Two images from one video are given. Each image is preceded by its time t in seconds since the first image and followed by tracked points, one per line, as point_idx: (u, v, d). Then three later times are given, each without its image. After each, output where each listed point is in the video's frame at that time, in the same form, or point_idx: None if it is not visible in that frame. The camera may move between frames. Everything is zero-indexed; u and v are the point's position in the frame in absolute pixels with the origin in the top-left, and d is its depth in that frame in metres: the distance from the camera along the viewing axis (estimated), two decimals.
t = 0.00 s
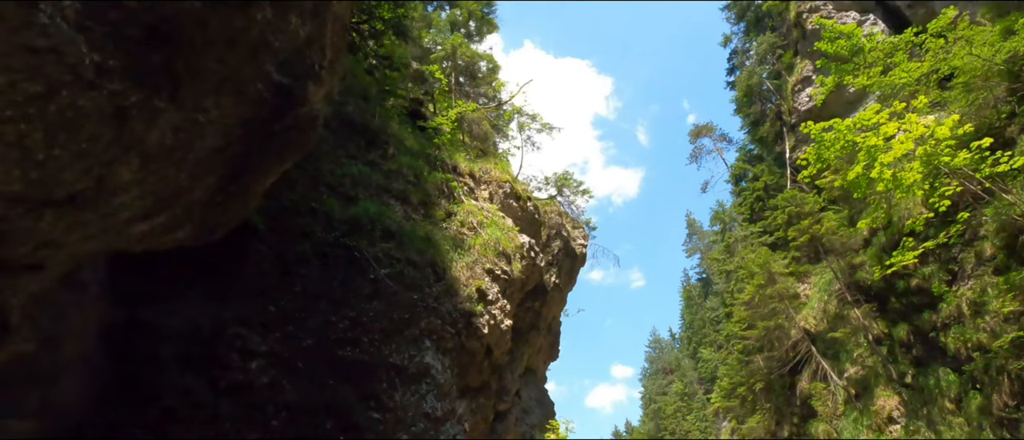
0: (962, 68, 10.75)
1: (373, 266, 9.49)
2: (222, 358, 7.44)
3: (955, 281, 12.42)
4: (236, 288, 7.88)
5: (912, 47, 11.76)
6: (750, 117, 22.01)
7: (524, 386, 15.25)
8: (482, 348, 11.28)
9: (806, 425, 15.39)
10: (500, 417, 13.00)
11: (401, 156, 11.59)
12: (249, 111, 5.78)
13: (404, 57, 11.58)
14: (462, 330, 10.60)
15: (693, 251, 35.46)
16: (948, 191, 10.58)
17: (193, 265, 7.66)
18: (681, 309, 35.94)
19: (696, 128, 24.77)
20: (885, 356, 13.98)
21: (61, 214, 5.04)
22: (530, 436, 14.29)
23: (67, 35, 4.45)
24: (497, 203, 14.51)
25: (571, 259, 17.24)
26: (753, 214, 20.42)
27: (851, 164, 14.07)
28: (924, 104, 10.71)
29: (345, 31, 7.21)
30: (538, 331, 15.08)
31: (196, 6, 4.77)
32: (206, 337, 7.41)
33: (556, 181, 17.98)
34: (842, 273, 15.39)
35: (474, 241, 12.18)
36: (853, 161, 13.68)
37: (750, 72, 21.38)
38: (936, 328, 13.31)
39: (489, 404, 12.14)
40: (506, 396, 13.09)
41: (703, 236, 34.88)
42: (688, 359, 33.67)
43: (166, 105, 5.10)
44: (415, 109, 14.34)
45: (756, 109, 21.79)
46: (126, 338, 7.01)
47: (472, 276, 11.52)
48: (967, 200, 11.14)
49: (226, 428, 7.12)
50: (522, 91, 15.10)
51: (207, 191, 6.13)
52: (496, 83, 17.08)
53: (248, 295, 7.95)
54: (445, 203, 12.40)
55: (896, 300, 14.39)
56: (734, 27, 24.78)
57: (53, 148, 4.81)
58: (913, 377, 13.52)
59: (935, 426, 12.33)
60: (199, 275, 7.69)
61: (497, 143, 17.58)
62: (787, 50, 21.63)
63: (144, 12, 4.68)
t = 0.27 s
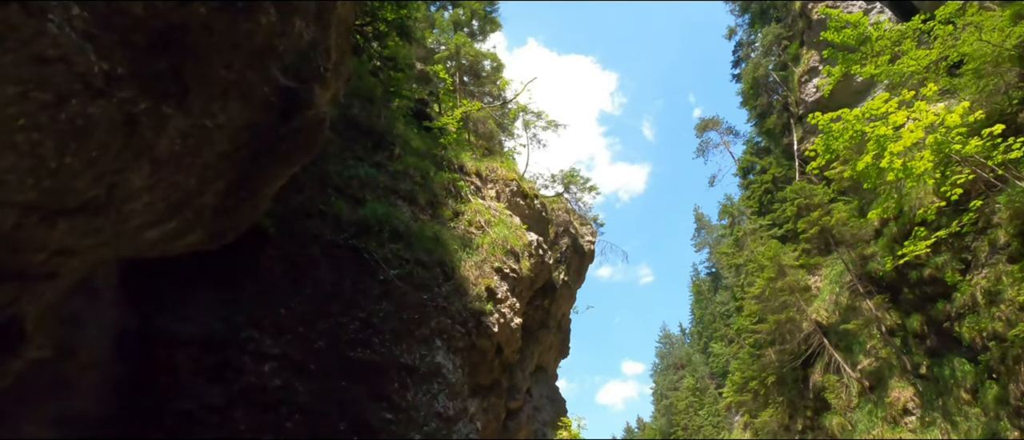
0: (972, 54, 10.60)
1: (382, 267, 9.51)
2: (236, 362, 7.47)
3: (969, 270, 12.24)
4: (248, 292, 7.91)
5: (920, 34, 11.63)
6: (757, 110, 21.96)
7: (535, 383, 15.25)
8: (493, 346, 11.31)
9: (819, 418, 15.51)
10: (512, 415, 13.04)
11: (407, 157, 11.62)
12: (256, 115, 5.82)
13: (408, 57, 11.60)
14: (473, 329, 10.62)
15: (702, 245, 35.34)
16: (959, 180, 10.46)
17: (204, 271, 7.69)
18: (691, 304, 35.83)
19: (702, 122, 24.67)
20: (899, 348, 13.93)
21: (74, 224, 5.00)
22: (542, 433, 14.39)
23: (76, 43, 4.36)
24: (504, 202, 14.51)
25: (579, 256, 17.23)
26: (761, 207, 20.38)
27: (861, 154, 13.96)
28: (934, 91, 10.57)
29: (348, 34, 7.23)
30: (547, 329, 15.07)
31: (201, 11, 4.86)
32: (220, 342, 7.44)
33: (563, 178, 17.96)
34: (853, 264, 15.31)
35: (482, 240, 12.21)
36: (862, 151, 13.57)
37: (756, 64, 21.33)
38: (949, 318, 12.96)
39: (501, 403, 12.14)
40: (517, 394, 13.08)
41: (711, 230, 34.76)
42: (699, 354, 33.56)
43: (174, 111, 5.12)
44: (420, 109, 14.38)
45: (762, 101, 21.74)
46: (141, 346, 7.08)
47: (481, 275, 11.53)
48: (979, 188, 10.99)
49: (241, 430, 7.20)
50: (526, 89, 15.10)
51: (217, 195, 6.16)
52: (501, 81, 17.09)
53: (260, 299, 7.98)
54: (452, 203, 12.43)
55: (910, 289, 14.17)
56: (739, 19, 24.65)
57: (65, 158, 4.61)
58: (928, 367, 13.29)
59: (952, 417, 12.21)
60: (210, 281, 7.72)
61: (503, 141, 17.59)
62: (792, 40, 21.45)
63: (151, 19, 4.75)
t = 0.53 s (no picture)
0: (980, 44, 10.50)
1: (390, 269, 9.52)
2: (247, 366, 7.56)
3: (980, 262, 12.10)
4: (258, 297, 7.99)
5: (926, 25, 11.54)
6: (762, 104, 21.80)
7: (545, 383, 15.22)
8: (502, 346, 11.29)
9: (831, 413, 15.50)
10: (522, 415, 13.08)
11: (412, 159, 11.64)
12: (263, 120, 5.84)
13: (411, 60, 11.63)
14: (482, 329, 10.60)
15: (709, 242, 35.22)
16: (969, 171, 10.36)
17: (212, 276, 7.76)
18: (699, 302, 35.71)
19: (707, 118, 24.58)
20: (910, 342, 13.91)
21: (87, 231, 5.06)
22: (553, 433, 14.36)
23: (84, 52, 4.41)
24: (510, 202, 14.51)
25: (586, 255, 17.20)
26: (769, 203, 20.30)
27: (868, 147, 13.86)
28: (941, 82, 10.50)
29: (352, 37, 7.25)
30: (556, 328, 15.04)
31: (207, 18, 4.93)
32: (230, 346, 7.56)
33: (568, 177, 17.94)
34: (863, 259, 15.18)
35: (489, 240, 12.21)
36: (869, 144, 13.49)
37: (760, 59, 21.17)
38: (961, 311, 12.84)
39: (510, 403, 12.13)
40: (527, 394, 13.04)
41: (718, 227, 34.65)
42: (708, 351, 33.43)
43: (182, 118, 5.16)
44: (425, 112, 14.40)
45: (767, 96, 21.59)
46: (152, 353, 7.14)
47: (489, 275, 11.53)
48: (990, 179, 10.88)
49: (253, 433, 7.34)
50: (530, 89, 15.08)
51: (226, 201, 6.19)
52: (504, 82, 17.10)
53: (271, 303, 8.06)
54: (458, 204, 12.44)
55: (920, 283, 14.10)
56: (742, 14, 24.54)
57: (76, 166, 4.65)
58: (941, 361, 13.16)
59: (966, 411, 12.10)
60: (219, 286, 7.80)
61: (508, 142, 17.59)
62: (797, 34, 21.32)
63: (159, 27, 4.80)
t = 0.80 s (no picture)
0: (990, 30, 10.36)
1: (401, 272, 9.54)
2: (262, 371, 7.64)
3: (995, 251, 11.95)
4: (271, 303, 8.03)
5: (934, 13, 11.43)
6: (768, 98, 21.47)
7: (557, 383, 15.21)
8: (513, 347, 11.29)
9: (846, 407, 15.45)
10: (535, 416, 13.00)
11: (419, 162, 11.67)
12: (272, 127, 5.92)
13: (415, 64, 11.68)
14: (492, 330, 10.60)
15: (719, 237, 35.08)
16: (980, 159, 10.24)
17: (226, 283, 7.85)
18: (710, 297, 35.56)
19: (713, 113, 24.48)
20: (925, 333, 13.70)
21: (102, 242, 5.13)
22: (568, 433, 14.29)
23: (97, 65, 4.40)
24: (518, 203, 14.51)
25: (596, 253, 17.18)
26: (777, 196, 20.19)
27: (878, 137, 13.75)
28: (950, 70, 10.40)
29: (357, 42, 7.29)
30: (567, 328, 15.02)
31: (215, 28, 4.99)
32: (244, 351, 7.65)
33: (575, 176, 17.92)
34: (877, 250, 15.01)
35: (498, 241, 12.22)
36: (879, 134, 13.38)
37: (767, 51, 20.87)
38: (977, 301, 12.66)
39: (523, 403, 12.12)
40: (539, 394, 12.99)
41: (727, 222, 34.51)
42: (720, 347, 33.26)
43: (194, 128, 5.22)
44: (431, 114, 14.45)
45: (773, 89, 21.28)
46: (169, 358, 7.46)
47: (499, 276, 11.54)
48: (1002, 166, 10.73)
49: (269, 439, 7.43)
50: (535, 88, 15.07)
51: (238, 208, 6.24)
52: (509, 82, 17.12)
53: (283, 309, 8.09)
54: (467, 206, 12.47)
55: (933, 274, 13.76)
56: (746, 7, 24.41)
57: (92, 178, 4.70)
58: (957, 352, 13.04)
59: (984, 402, 11.95)
60: (232, 293, 7.87)
61: (514, 142, 17.60)
62: (802, 26, 21.19)
63: (168, 38, 4.84)
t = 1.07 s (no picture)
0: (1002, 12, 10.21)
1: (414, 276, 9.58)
2: (281, 378, 7.68)
3: (1015, 237, 11.75)
4: (286, 310, 8.15)
5: None
6: (778, 90, 21.06)
7: (574, 383, 15.15)
8: (529, 347, 11.28)
9: (867, 400, 15.27)
10: (553, 416, 12.83)
11: (429, 166, 11.72)
12: (285, 136, 5.96)
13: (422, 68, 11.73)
14: (507, 331, 10.62)
15: (731, 232, 34.83)
16: (997, 144, 10.08)
17: (243, 294, 7.99)
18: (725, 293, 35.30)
19: (722, 107, 24.32)
20: (946, 322, 13.52)
21: (123, 255, 5.21)
22: (585, 432, 14.06)
23: (114, 80, 4.44)
24: (529, 203, 14.48)
25: (608, 252, 17.12)
26: (790, 189, 20.03)
27: (891, 126, 13.59)
28: (963, 55, 10.23)
29: (365, 49, 7.35)
30: (581, 327, 14.97)
31: (226, 39, 5.07)
32: (263, 359, 7.69)
33: (585, 174, 17.87)
34: (895, 240, 14.62)
35: (510, 242, 12.22)
36: (892, 123, 13.23)
37: (774, 42, 20.82)
38: (999, 288, 12.51)
39: (541, 404, 12.08)
40: (556, 394, 12.79)
41: (740, 216, 34.27)
42: (736, 343, 32.98)
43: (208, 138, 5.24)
44: (439, 118, 14.51)
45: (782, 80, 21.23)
46: (186, 369, 7.44)
47: (512, 277, 11.55)
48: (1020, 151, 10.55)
49: None
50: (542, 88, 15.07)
51: (253, 217, 6.29)
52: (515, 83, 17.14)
53: (299, 316, 8.19)
54: (478, 208, 12.51)
55: (953, 262, 13.70)
56: None
57: (110, 192, 4.74)
58: (980, 341, 12.86)
59: (1010, 391, 11.81)
60: (248, 302, 8.01)
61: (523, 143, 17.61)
62: (809, 16, 21.03)
63: (181, 52, 4.89)
